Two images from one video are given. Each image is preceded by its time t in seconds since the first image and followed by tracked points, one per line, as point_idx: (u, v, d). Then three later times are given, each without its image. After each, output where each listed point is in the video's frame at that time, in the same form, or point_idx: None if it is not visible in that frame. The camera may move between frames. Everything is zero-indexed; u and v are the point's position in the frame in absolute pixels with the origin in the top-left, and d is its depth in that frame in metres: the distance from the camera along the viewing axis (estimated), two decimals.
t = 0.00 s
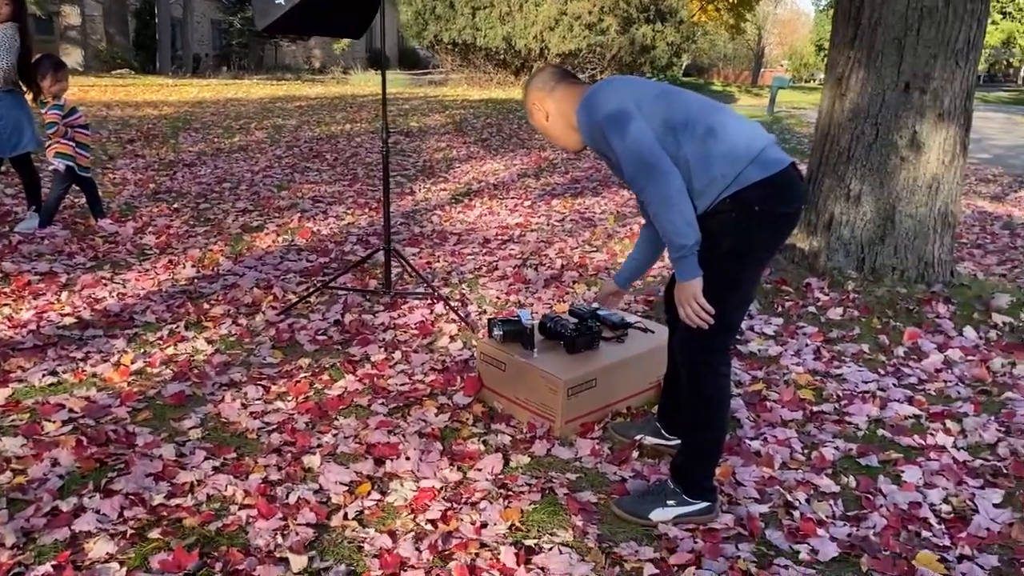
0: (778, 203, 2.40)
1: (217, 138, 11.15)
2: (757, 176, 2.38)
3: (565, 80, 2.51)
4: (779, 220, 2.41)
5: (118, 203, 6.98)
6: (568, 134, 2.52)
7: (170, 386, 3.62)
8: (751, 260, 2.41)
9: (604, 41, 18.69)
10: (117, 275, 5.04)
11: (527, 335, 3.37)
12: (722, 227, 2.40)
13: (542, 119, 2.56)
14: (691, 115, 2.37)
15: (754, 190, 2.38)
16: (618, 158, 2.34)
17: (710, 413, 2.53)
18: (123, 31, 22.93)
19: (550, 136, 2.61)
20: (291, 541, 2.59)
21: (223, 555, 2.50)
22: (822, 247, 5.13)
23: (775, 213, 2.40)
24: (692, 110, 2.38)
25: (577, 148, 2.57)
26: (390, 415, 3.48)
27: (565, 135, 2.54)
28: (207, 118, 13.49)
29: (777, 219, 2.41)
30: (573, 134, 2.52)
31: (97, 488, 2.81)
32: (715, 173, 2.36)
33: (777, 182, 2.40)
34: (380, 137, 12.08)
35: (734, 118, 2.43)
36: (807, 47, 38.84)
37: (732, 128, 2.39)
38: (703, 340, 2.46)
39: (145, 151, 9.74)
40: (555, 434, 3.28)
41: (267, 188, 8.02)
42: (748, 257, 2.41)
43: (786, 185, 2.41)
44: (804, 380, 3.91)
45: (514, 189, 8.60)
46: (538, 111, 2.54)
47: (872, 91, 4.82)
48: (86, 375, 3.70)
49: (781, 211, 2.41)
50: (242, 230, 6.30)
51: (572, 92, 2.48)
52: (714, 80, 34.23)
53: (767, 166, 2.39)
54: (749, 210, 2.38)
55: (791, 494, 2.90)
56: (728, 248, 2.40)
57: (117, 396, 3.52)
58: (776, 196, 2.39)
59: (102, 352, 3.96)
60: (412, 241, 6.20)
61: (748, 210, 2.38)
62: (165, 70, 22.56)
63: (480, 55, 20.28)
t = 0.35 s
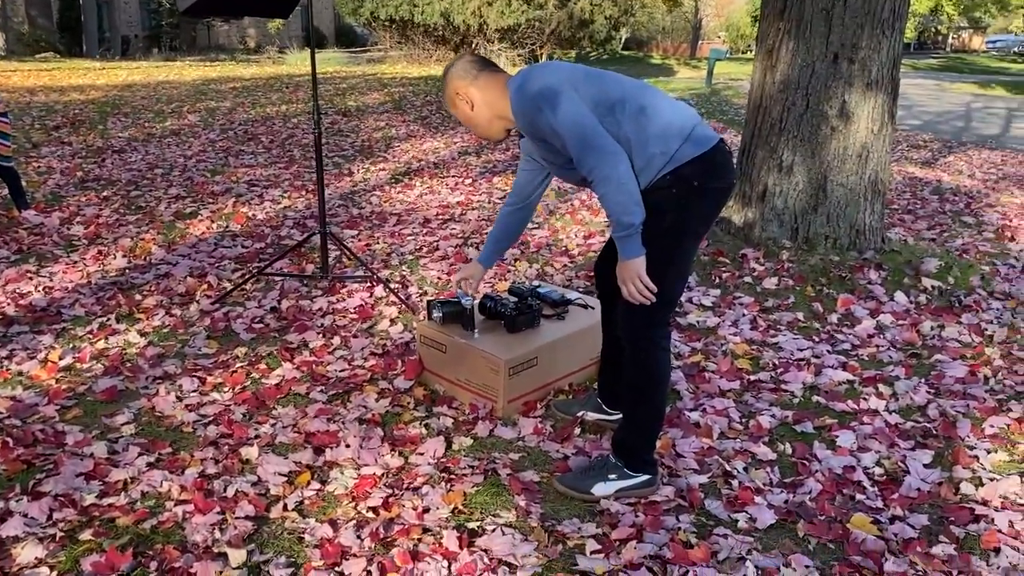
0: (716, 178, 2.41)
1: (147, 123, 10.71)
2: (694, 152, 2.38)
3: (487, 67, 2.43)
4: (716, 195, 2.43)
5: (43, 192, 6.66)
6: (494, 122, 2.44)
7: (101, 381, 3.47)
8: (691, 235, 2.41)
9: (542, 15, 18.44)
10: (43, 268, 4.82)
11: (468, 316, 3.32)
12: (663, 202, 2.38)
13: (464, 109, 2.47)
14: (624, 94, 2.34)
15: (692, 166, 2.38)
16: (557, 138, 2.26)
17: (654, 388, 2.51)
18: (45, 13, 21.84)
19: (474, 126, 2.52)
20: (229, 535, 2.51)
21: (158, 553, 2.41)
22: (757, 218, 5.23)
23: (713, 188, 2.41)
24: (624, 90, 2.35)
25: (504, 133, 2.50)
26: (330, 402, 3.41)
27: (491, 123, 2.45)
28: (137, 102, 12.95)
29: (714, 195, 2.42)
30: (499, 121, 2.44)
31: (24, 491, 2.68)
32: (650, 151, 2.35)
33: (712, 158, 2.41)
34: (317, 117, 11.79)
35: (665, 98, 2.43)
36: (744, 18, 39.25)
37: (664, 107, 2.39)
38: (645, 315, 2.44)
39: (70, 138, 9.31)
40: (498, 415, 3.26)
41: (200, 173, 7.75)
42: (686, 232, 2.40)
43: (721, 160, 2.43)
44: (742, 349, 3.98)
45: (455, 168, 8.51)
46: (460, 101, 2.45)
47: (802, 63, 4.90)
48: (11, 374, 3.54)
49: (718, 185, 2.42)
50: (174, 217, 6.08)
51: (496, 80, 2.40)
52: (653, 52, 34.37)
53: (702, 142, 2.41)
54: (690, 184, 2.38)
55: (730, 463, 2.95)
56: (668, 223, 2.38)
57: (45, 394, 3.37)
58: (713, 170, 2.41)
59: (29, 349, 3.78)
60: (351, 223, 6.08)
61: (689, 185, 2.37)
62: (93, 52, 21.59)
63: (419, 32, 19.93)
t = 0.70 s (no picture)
0: (701, 162, 2.36)
1: (111, 106, 10.45)
2: (677, 139, 2.33)
3: (459, 73, 2.32)
4: (701, 180, 2.38)
5: (5, 179, 6.47)
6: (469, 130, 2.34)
7: (71, 372, 3.38)
8: (669, 222, 2.37)
9: None
10: (6, 257, 4.68)
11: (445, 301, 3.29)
12: (646, 189, 2.33)
13: (437, 118, 2.35)
14: (601, 78, 2.33)
15: (677, 150, 2.32)
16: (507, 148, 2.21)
17: (632, 372, 2.49)
18: None
19: (447, 136, 2.42)
20: (207, 526, 2.46)
21: (135, 547, 2.35)
22: (732, 196, 5.23)
23: (697, 172, 2.36)
24: (602, 77, 2.35)
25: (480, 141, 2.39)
26: (307, 389, 3.36)
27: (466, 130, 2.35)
28: (100, 84, 12.62)
29: (700, 178, 2.38)
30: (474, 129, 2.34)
31: None
32: (633, 136, 2.29)
33: (698, 142, 2.36)
34: (286, 99, 11.58)
35: (644, 86, 2.39)
36: None
37: (645, 92, 2.36)
38: (623, 299, 2.41)
39: (32, 122, 9.04)
40: (477, 398, 3.23)
41: (167, 157, 7.58)
42: (669, 215, 2.37)
43: (706, 144, 2.38)
44: (720, 328, 3.99)
45: (427, 149, 8.42)
46: (433, 111, 2.33)
47: (776, 39, 4.88)
48: None
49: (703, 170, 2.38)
50: (142, 202, 5.93)
51: (469, 85, 2.31)
52: (623, 30, 34.27)
53: (686, 129, 2.35)
54: (677, 168, 2.32)
55: (710, 443, 2.96)
56: (653, 207, 2.33)
57: (12, 386, 3.27)
58: (699, 154, 2.36)
59: None
60: (324, 207, 5.98)
61: (674, 169, 2.32)
62: (54, 34, 21.00)
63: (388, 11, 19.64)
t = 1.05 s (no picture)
0: (697, 161, 2.33)
1: (96, 94, 10.28)
2: (671, 139, 2.29)
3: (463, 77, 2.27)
4: (695, 179, 2.36)
5: None
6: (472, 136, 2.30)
7: (64, 365, 3.34)
8: (659, 220, 2.34)
9: None
10: None
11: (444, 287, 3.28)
12: (639, 188, 2.31)
13: (440, 123, 2.29)
14: (598, 74, 2.31)
15: (674, 151, 2.29)
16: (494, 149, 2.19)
17: (619, 367, 2.48)
18: None
19: (449, 139, 2.36)
20: (207, 521, 2.44)
21: (135, 543, 2.33)
22: (727, 183, 5.22)
23: (691, 172, 2.33)
24: (595, 75, 2.30)
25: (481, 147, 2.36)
26: (304, 380, 3.34)
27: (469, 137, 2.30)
28: (84, 71, 12.40)
29: (695, 178, 2.35)
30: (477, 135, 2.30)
31: None
32: (624, 138, 2.26)
33: (696, 142, 2.33)
34: (273, 86, 11.44)
35: (641, 83, 2.33)
36: None
37: (642, 88, 2.31)
38: (607, 294, 2.39)
39: (16, 110, 8.88)
40: (476, 388, 3.22)
41: (155, 145, 7.47)
42: (662, 214, 2.34)
43: (704, 144, 2.35)
44: (717, 316, 3.99)
45: (418, 136, 8.35)
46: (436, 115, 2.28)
47: (771, 26, 4.86)
48: None
49: (698, 170, 2.34)
50: (131, 191, 5.85)
51: (473, 89, 2.26)
52: (611, 13, 34.01)
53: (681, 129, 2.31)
54: (671, 168, 2.30)
55: (710, 432, 2.96)
56: (644, 204, 2.30)
57: (5, 379, 3.23)
58: (695, 154, 2.32)
59: None
60: (315, 195, 5.92)
61: (668, 169, 2.29)
62: (36, 20, 20.59)
63: None
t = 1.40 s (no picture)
0: (708, 155, 2.34)
1: (91, 84, 10.22)
2: (685, 130, 2.28)
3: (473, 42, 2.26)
4: (706, 173, 2.37)
5: None
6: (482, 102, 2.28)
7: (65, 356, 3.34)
8: (667, 212, 2.35)
9: None
10: None
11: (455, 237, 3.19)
12: (650, 178, 2.31)
13: (450, 88, 2.26)
14: (606, 54, 2.28)
15: (688, 144, 2.29)
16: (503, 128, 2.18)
17: (626, 357, 2.48)
18: None
19: (454, 107, 2.33)
20: (211, 512, 2.44)
21: (139, 534, 2.34)
22: (726, 172, 5.21)
23: (703, 165, 2.34)
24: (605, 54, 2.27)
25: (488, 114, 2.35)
26: (305, 371, 3.34)
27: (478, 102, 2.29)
28: (78, 62, 12.31)
29: (707, 172, 2.36)
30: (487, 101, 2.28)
31: None
32: (634, 122, 2.24)
33: (709, 136, 2.33)
34: (269, 76, 11.37)
35: (651, 66, 2.31)
36: None
37: (650, 69, 2.29)
38: (611, 282, 2.39)
39: (11, 101, 8.82)
40: (477, 378, 3.22)
41: (151, 136, 7.43)
42: (671, 206, 2.35)
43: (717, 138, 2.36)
44: (716, 306, 4.00)
45: (414, 126, 8.32)
46: (446, 80, 2.25)
47: (770, 15, 4.84)
48: None
49: (708, 164, 2.35)
50: (128, 183, 5.83)
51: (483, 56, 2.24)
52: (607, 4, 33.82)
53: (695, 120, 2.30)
54: (683, 161, 2.30)
55: (711, 421, 2.97)
56: (655, 195, 2.31)
57: (5, 371, 3.22)
58: (707, 147, 2.33)
59: None
60: (313, 186, 5.90)
61: (681, 162, 2.30)
62: (30, 10, 20.40)
63: None
